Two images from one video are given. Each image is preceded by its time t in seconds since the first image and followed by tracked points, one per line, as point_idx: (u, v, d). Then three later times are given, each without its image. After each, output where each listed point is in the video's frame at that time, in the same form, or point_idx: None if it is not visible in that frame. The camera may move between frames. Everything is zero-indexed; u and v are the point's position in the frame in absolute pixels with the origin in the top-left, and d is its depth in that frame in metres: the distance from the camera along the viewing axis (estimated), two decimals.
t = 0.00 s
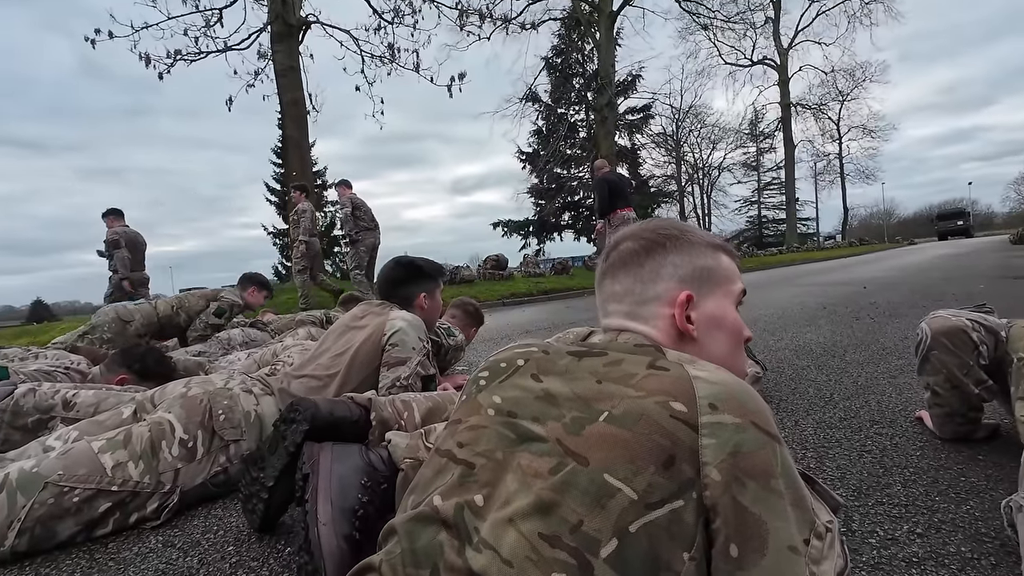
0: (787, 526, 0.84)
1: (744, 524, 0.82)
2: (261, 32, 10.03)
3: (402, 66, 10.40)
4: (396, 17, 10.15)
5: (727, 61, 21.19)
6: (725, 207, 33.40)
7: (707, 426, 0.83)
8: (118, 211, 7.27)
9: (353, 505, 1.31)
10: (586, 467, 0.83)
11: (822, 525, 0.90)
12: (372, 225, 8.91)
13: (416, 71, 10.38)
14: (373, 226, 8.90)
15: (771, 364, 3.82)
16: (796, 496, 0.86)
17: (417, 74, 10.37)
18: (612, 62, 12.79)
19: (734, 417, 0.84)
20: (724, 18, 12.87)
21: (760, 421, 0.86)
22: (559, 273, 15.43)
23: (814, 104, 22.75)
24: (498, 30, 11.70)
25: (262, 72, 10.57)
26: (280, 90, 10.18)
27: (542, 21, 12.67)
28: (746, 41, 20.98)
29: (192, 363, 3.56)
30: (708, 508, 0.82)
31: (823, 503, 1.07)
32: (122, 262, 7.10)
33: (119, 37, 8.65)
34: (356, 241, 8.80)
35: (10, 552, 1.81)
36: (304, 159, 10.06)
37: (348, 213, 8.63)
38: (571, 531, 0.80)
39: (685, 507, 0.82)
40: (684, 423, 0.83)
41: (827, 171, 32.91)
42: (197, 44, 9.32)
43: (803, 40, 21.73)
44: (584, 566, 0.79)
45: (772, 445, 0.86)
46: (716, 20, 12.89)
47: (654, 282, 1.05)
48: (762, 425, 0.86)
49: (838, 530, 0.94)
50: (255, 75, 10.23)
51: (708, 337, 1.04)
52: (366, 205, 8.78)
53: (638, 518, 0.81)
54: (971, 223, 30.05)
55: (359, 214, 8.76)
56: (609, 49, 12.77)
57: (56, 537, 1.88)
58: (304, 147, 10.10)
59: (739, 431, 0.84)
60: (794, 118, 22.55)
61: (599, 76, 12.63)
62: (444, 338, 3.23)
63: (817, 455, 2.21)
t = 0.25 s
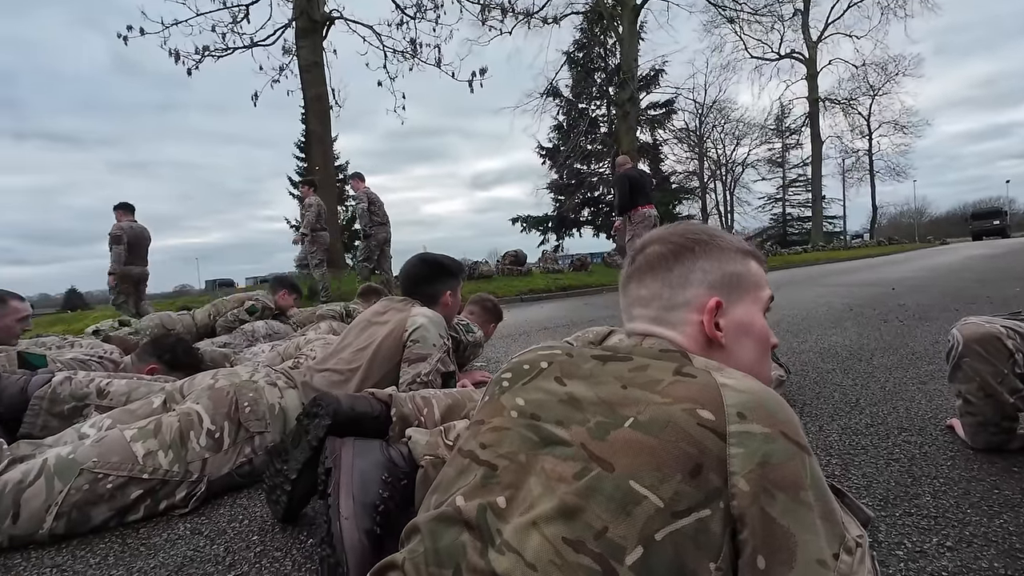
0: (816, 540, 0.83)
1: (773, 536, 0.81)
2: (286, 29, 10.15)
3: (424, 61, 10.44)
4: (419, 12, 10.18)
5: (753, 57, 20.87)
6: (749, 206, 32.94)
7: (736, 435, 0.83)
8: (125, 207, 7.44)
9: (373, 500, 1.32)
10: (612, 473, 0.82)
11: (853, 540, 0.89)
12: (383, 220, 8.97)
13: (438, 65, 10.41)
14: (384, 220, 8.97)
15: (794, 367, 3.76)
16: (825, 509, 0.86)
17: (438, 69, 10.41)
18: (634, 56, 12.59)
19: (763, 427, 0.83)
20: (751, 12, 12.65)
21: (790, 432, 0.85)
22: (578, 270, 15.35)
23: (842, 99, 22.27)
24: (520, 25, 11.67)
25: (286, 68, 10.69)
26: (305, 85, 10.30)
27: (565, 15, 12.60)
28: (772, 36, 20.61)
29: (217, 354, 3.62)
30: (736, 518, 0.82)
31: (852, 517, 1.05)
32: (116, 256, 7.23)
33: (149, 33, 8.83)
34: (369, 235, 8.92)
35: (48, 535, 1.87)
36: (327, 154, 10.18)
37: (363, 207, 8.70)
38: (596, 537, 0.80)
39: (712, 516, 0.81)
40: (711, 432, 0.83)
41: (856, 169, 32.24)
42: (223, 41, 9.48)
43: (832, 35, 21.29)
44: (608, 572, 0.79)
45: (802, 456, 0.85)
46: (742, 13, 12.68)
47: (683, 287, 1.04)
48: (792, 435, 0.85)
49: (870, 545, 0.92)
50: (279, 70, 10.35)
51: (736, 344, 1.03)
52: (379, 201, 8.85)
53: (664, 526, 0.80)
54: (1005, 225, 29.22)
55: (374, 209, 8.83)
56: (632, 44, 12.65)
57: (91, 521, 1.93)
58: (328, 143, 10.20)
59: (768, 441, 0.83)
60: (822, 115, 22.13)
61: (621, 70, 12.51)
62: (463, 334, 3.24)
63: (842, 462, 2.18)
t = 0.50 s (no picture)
0: (862, 554, 0.81)
1: (816, 547, 0.80)
2: (325, 25, 10.31)
3: (459, 56, 10.47)
4: (455, 6, 10.20)
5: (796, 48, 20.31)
6: (790, 201, 32.13)
7: (777, 441, 0.81)
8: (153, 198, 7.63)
9: (407, 489, 1.34)
10: (645, 475, 0.82)
11: (902, 555, 0.87)
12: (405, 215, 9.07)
13: (473, 59, 10.42)
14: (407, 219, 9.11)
15: (838, 370, 3.66)
16: (872, 521, 0.84)
17: (474, 63, 10.42)
18: (672, 47, 12.42)
19: (806, 433, 0.81)
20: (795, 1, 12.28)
21: (835, 439, 0.83)
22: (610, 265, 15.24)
23: (891, 91, 21.45)
24: (556, 18, 11.59)
25: (325, 62, 10.86)
26: (342, 81, 10.46)
27: (601, 7, 12.45)
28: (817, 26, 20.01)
29: (258, 342, 3.71)
30: (775, 527, 0.80)
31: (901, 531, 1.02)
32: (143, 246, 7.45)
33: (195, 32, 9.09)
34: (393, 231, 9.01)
35: (104, 510, 1.96)
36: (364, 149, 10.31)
37: (389, 204, 8.87)
38: (628, 540, 0.79)
39: (751, 524, 0.80)
40: (751, 437, 0.81)
41: (903, 163, 31.12)
42: (265, 38, 9.69)
43: (881, 24, 20.54)
44: None
45: (847, 465, 0.83)
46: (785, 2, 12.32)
47: (788, 305, 0.97)
48: (837, 443, 0.83)
49: (918, 560, 0.90)
50: (318, 65, 10.52)
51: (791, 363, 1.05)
52: (403, 196, 8.96)
53: (699, 532, 0.79)
54: None
55: (400, 206, 8.96)
56: (670, 34, 12.43)
57: (142, 498, 2.01)
58: (364, 137, 10.34)
59: (811, 449, 0.81)
60: (868, 108, 21.39)
61: (659, 62, 12.28)
62: (494, 328, 3.25)
63: (889, 471, 2.11)
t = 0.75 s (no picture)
0: (926, 555, 0.78)
1: (874, 546, 0.77)
2: (376, 20, 10.46)
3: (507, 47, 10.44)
4: None
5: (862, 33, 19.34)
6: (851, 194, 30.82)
7: (834, 435, 0.79)
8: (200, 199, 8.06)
9: (450, 471, 1.36)
10: (692, 465, 0.81)
11: (971, 560, 0.83)
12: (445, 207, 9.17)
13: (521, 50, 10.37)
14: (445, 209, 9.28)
15: (903, 372, 3.50)
16: (937, 524, 0.80)
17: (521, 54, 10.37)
18: (726, 32, 11.90)
19: (867, 428, 0.79)
20: None
21: (898, 435, 0.80)
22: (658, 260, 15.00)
23: (967, 77, 20.12)
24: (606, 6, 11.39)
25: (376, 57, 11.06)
26: (392, 75, 10.57)
27: None
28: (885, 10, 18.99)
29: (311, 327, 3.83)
30: (830, 522, 0.78)
31: (972, 535, 0.98)
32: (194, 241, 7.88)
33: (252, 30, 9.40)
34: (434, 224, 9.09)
35: (174, 476, 2.08)
36: (411, 142, 10.39)
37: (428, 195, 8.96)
38: (673, 529, 0.79)
39: (805, 519, 0.78)
40: (806, 429, 0.79)
41: (976, 154, 29.37)
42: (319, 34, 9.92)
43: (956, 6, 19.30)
44: (687, 565, 0.78)
45: (911, 463, 0.80)
46: None
47: (863, 305, 0.95)
48: (901, 439, 0.80)
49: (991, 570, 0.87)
50: (369, 59, 10.70)
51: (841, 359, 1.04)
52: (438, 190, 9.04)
53: (748, 524, 0.78)
54: None
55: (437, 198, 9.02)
56: (724, 19, 11.94)
57: (206, 468, 2.11)
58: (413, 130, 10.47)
59: (872, 443, 0.78)
60: (940, 96, 20.18)
61: (713, 48, 11.85)
62: (537, 319, 3.25)
63: (959, 480, 2.01)
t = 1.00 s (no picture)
0: None
1: (968, 535, 0.76)
2: (434, 14, 10.54)
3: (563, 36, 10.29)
4: None
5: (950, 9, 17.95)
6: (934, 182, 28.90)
7: (922, 418, 0.77)
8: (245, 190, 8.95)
9: (504, 448, 1.37)
10: (759, 444, 0.79)
11: None
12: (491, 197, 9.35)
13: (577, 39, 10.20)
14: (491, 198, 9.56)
15: (995, 374, 3.26)
16: None
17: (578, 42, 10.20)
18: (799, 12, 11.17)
19: (963, 413, 0.76)
20: None
21: (1000, 422, 0.78)
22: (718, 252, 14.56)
23: None
24: None
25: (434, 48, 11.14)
26: (448, 69, 10.58)
27: None
28: None
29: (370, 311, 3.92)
30: (919, 511, 0.76)
31: None
32: (256, 229, 8.61)
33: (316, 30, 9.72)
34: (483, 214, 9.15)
35: (248, 444, 2.20)
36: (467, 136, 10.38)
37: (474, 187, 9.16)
38: (737, 508, 0.77)
39: (887, 505, 0.75)
40: (890, 410, 0.77)
41: None
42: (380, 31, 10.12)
43: None
44: (751, 546, 0.76)
45: (1016, 451, 0.78)
46: None
47: (954, 281, 0.90)
48: (1005, 427, 0.78)
49: None
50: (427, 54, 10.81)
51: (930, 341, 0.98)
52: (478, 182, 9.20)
53: (822, 508, 0.75)
54: None
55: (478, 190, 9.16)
56: None
57: (276, 437, 2.22)
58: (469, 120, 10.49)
59: (968, 428, 0.76)
60: None
61: (783, 29, 11.22)
62: (593, 308, 3.18)
63: None
